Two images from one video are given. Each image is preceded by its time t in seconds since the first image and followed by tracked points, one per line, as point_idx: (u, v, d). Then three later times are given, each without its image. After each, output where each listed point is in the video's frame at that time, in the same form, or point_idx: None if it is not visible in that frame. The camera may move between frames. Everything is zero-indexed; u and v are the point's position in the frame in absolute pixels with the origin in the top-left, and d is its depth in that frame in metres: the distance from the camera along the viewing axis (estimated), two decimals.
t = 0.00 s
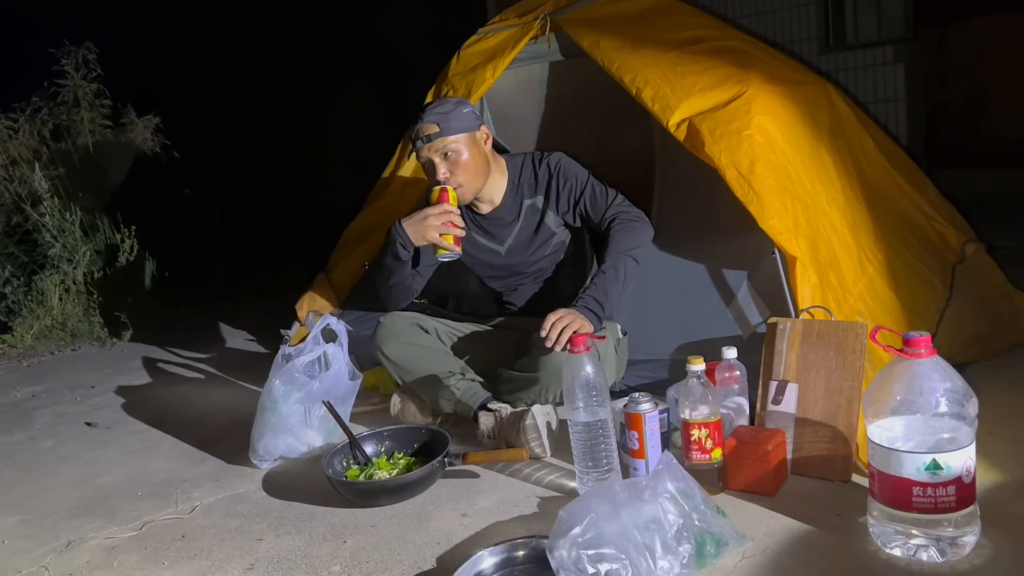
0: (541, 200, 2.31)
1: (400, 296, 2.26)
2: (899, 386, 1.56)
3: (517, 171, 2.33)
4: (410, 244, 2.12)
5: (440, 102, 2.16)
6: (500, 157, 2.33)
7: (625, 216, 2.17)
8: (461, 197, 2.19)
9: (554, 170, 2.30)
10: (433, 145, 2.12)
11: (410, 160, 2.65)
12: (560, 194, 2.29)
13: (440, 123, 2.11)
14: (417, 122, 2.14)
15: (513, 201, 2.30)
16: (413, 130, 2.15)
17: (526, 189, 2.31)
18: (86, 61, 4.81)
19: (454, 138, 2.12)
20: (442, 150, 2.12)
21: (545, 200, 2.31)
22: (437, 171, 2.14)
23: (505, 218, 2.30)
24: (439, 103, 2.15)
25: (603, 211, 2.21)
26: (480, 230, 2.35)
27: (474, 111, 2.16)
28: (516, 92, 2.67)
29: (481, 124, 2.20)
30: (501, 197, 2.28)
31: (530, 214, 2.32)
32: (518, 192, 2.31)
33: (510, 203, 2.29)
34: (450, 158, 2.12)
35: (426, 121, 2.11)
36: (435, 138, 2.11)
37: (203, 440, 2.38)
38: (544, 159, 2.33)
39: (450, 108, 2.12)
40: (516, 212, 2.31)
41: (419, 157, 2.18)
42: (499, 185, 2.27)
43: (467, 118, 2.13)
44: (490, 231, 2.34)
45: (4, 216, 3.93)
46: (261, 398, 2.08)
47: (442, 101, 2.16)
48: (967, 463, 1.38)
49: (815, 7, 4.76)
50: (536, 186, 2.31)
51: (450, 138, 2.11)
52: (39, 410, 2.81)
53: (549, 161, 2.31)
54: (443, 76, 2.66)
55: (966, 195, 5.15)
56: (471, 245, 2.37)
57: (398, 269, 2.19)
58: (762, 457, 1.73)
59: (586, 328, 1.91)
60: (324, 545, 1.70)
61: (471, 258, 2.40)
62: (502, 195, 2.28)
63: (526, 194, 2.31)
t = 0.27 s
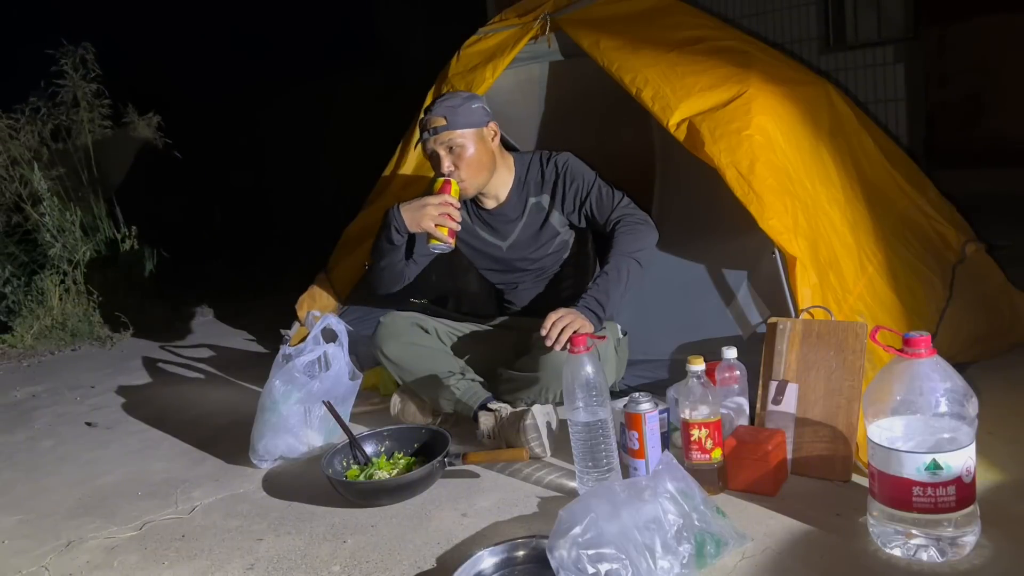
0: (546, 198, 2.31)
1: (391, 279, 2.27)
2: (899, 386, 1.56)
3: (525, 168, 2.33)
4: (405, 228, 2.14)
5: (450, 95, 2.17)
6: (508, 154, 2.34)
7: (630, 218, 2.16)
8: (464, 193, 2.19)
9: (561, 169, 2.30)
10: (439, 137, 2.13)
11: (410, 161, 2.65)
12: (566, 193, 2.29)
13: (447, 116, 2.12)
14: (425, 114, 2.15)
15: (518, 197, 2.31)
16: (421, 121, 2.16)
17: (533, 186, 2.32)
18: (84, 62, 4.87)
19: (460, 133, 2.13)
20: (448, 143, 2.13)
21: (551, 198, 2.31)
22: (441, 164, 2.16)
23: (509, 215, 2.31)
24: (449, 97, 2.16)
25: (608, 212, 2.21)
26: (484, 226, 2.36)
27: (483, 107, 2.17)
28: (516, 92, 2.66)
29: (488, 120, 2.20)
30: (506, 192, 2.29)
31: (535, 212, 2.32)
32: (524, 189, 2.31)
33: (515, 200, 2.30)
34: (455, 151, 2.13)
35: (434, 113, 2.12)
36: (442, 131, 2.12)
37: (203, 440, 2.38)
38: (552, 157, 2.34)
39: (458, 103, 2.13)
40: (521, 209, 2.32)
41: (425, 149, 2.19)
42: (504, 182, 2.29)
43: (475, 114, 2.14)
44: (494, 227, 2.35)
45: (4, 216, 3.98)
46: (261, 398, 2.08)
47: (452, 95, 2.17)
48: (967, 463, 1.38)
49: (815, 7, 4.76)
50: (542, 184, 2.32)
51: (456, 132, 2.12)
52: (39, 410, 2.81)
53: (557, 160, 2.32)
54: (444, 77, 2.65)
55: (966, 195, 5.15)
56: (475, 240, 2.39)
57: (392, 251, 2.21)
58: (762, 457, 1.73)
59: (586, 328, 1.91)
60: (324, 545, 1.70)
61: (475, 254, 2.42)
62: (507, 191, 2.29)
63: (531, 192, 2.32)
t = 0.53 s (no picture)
0: (552, 197, 2.31)
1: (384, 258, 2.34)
2: (899, 386, 1.56)
3: (532, 165, 2.32)
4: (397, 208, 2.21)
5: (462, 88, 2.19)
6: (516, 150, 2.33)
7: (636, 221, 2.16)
8: (469, 185, 2.21)
9: (568, 168, 2.29)
10: (448, 128, 2.15)
11: (410, 160, 2.65)
12: (572, 193, 2.28)
13: (458, 108, 2.13)
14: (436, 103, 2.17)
15: (523, 194, 2.30)
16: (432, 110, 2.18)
17: (539, 184, 2.31)
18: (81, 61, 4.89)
19: (469, 126, 2.14)
20: (456, 134, 2.14)
21: (556, 197, 2.31)
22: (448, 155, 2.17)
23: (513, 211, 2.31)
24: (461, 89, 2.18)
25: (614, 215, 2.21)
26: (488, 221, 2.36)
27: (493, 101, 2.18)
28: (516, 92, 2.67)
29: (499, 116, 2.21)
30: (512, 188, 2.29)
31: (539, 210, 2.31)
32: (530, 187, 2.31)
33: (520, 196, 2.30)
34: (463, 143, 2.14)
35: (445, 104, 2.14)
36: (451, 122, 2.13)
37: (204, 440, 2.38)
38: (560, 156, 2.32)
39: (470, 96, 2.14)
40: (526, 206, 2.31)
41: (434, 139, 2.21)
42: (510, 178, 2.28)
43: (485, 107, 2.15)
44: (498, 222, 2.34)
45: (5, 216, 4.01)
46: (261, 398, 2.08)
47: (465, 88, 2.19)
48: (967, 463, 1.38)
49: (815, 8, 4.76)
50: (548, 183, 2.31)
51: (466, 125, 2.14)
52: (39, 410, 2.81)
53: (564, 159, 2.31)
54: (443, 76, 2.66)
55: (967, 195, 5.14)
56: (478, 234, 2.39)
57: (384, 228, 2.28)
58: (762, 457, 1.73)
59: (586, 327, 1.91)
60: (324, 545, 1.70)
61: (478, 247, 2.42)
62: (513, 188, 2.29)
63: (537, 189, 2.31)
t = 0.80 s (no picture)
0: (557, 195, 2.32)
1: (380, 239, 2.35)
2: (899, 386, 1.56)
3: (540, 162, 2.34)
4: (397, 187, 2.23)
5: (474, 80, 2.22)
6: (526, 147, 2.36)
7: (640, 223, 2.16)
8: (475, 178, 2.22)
9: (575, 167, 2.31)
10: (457, 118, 2.17)
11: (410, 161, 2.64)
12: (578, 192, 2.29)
13: (468, 99, 2.16)
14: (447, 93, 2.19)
15: (530, 188, 2.32)
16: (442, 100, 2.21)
17: (546, 181, 2.33)
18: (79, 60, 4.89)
19: (478, 117, 2.16)
20: (464, 125, 2.17)
21: (562, 195, 2.31)
22: (457, 145, 2.19)
23: (518, 205, 2.32)
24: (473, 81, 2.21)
25: (619, 216, 2.21)
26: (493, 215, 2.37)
27: (504, 95, 2.20)
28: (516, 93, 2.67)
29: (510, 111, 2.23)
30: (518, 183, 2.31)
31: (544, 207, 2.32)
32: (537, 183, 2.32)
33: (526, 190, 2.32)
34: (472, 135, 2.17)
35: (455, 95, 2.16)
36: (461, 112, 2.16)
37: (204, 440, 2.38)
38: (568, 155, 2.34)
39: (480, 88, 2.17)
40: (531, 202, 2.32)
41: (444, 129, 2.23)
42: (517, 173, 2.30)
43: (495, 100, 2.18)
44: (503, 216, 2.36)
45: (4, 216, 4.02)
46: (261, 398, 2.08)
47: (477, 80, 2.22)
48: (967, 463, 1.38)
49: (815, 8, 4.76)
50: (555, 181, 2.32)
51: (475, 116, 2.16)
52: (39, 410, 2.81)
53: (571, 158, 2.32)
54: (444, 77, 2.66)
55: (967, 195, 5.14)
56: (483, 228, 2.40)
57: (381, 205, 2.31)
58: (762, 457, 1.73)
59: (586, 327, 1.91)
60: (324, 545, 1.70)
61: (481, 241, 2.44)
62: (519, 182, 2.31)
63: (544, 186, 2.32)
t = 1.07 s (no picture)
0: (562, 194, 2.32)
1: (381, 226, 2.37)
2: (899, 386, 1.56)
3: (547, 160, 2.34)
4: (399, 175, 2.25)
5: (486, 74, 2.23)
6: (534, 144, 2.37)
7: (643, 225, 2.16)
8: (479, 172, 2.22)
9: (581, 166, 2.30)
10: (463, 109, 2.19)
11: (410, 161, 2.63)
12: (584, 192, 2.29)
13: (475, 92, 2.17)
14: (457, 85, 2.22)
15: (535, 184, 2.32)
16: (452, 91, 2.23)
17: (551, 179, 2.32)
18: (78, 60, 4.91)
19: (484, 110, 2.17)
20: (470, 116, 2.18)
21: (567, 194, 2.31)
22: (462, 136, 2.21)
23: (523, 201, 2.33)
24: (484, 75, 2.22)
25: (623, 217, 2.20)
26: (497, 211, 2.37)
27: (513, 91, 2.20)
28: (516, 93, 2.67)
29: (518, 107, 2.23)
30: (524, 179, 2.32)
31: (549, 205, 2.32)
32: (542, 180, 2.32)
33: (532, 186, 2.32)
34: (476, 127, 2.18)
35: (463, 87, 2.18)
36: (467, 104, 2.17)
37: (204, 440, 2.38)
38: (573, 154, 2.34)
39: (488, 82, 2.18)
40: (536, 199, 2.33)
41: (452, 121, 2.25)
42: (522, 169, 2.31)
43: (502, 94, 2.18)
44: (507, 213, 2.36)
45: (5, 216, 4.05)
46: (261, 398, 2.08)
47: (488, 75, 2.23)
48: (967, 463, 1.38)
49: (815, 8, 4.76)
50: (560, 179, 2.32)
51: (481, 109, 2.17)
52: (39, 410, 2.81)
53: (577, 157, 2.32)
54: (443, 77, 2.66)
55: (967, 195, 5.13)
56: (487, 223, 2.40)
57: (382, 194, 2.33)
58: (762, 457, 1.73)
59: (586, 326, 1.91)
60: (324, 545, 1.70)
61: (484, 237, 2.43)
62: (525, 178, 2.32)
63: (549, 183, 2.32)
